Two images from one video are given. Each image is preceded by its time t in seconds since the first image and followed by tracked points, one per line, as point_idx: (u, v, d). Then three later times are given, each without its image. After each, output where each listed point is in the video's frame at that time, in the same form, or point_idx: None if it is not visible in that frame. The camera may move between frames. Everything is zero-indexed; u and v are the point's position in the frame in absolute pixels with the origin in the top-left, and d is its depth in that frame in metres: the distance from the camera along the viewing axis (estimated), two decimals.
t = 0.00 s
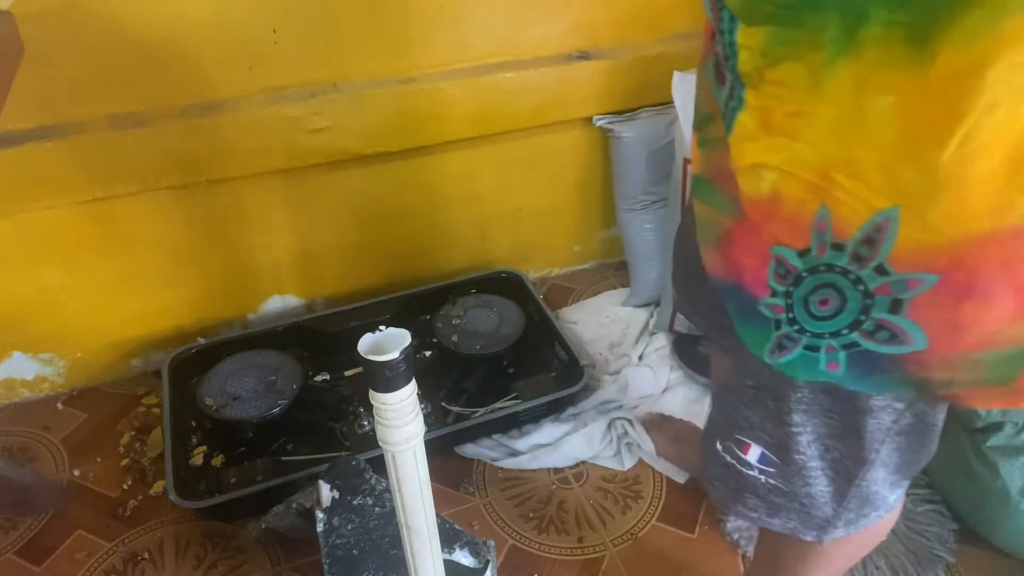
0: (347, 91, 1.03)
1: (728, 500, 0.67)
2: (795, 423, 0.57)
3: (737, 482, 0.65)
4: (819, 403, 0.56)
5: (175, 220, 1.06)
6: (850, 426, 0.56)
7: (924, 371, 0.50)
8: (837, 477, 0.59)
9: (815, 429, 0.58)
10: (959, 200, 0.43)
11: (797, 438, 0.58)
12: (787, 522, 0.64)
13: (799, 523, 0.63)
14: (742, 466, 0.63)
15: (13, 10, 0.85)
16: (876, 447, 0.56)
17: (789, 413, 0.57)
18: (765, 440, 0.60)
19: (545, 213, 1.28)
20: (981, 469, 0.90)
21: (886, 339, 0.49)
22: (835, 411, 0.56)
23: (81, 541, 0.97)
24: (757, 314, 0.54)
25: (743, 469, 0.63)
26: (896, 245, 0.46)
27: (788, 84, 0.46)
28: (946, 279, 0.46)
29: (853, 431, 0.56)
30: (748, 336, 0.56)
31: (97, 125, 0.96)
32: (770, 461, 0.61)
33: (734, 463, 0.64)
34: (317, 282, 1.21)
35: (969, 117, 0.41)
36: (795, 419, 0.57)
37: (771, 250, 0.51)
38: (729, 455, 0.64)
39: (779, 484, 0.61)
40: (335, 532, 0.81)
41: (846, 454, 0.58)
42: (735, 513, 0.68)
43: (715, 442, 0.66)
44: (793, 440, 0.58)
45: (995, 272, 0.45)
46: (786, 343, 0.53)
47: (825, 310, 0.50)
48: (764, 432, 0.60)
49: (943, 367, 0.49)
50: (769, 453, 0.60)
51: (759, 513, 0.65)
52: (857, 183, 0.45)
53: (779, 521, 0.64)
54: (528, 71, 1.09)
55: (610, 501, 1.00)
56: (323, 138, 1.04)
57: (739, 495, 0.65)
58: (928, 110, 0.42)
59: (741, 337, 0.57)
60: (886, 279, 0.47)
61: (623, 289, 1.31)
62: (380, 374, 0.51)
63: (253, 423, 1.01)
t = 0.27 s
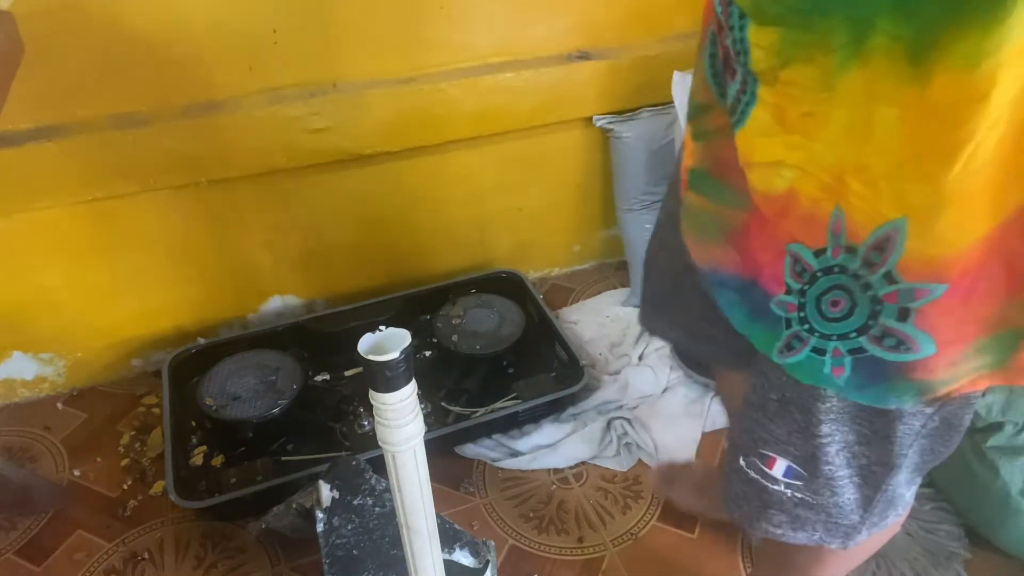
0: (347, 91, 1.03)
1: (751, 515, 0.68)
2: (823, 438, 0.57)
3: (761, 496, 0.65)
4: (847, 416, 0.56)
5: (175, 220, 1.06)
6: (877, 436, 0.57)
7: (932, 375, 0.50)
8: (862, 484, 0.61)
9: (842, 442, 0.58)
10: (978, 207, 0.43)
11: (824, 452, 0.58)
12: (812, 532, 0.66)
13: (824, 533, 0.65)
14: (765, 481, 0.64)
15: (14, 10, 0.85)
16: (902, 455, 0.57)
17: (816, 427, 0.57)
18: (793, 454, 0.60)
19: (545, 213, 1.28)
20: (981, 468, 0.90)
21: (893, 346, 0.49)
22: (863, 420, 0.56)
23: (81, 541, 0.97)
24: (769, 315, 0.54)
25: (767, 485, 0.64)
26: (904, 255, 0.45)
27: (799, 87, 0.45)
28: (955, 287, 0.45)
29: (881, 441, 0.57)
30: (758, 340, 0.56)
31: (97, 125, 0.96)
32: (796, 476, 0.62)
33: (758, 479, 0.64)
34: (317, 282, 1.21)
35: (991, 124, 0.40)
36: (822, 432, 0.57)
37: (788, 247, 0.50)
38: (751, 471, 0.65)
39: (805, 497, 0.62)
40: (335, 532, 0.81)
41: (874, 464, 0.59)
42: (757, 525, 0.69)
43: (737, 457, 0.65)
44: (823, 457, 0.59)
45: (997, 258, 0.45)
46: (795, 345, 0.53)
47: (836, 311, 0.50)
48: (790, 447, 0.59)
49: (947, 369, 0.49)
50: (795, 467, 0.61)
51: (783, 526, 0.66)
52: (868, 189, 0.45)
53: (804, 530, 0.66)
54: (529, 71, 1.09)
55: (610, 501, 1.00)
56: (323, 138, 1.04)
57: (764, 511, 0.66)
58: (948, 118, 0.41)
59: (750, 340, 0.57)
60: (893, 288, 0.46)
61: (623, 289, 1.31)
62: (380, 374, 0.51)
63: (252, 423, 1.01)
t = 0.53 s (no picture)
0: (347, 91, 1.03)
1: (765, 526, 0.72)
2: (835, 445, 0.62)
3: (774, 506, 0.69)
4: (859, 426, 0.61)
5: (175, 220, 1.06)
6: (890, 444, 0.61)
7: (910, 392, 0.54)
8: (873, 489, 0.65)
9: (854, 450, 0.62)
10: (945, 240, 0.47)
11: (836, 462, 0.63)
12: (824, 539, 0.70)
13: (836, 539, 0.69)
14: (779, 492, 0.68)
15: (13, 10, 0.85)
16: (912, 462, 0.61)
17: (830, 434, 0.61)
18: (803, 463, 0.64)
19: (545, 213, 1.28)
20: (981, 469, 0.90)
21: (872, 361, 0.54)
22: (877, 430, 0.60)
23: (81, 541, 0.97)
24: (768, 321, 0.62)
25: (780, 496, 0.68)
26: (884, 271, 0.50)
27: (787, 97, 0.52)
28: (938, 298, 0.50)
29: (894, 449, 0.61)
30: (756, 343, 0.65)
31: (97, 125, 0.96)
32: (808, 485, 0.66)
33: (772, 491, 0.69)
34: (317, 281, 1.21)
35: (969, 152, 0.44)
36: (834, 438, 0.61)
37: (777, 259, 0.58)
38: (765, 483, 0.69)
39: (816, 504, 0.67)
40: (335, 532, 0.81)
41: (885, 470, 0.63)
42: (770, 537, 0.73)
43: (749, 468, 0.70)
44: (833, 465, 0.63)
45: (992, 274, 0.48)
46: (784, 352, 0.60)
47: (815, 326, 0.56)
48: (801, 457, 0.64)
49: (930, 385, 0.53)
50: (808, 476, 0.65)
51: (796, 534, 0.70)
52: (848, 207, 0.51)
53: (816, 538, 0.70)
54: (528, 71, 1.09)
55: (610, 501, 1.00)
56: (323, 138, 1.04)
57: (778, 521, 0.70)
58: (927, 143, 0.46)
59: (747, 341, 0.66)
60: (873, 301, 0.52)
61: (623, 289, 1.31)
62: (380, 374, 0.51)
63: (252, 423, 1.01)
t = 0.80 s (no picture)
0: (347, 91, 1.03)
1: (765, 515, 0.71)
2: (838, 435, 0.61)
3: (776, 498, 0.69)
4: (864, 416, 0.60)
5: (175, 220, 1.06)
6: (895, 439, 0.60)
7: (916, 392, 0.53)
8: (876, 486, 0.64)
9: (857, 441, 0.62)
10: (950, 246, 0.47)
11: (838, 453, 0.62)
12: (826, 534, 0.68)
13: (838, 536, 0.68)
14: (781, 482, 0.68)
15: (13, 10, 0.85)
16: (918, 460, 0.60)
17: (832, 424, 0.61)
18: (805, 453, 0.64)
19: (545, 213, 1.28)
20: (981, 468, 0.91)
21: (882, 358, 0.53)
22: (881, 422, 0.60)
23: (81, 541, 0.97)
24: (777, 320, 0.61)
25: (782, 486, 0.68)
26: (888, 276, 0.50)
27: (785, 112, 0.54)
28: (942, 301, 0.49)
29: (898, 444, 0.60)
30: (768, 336, 0.63)
31: (97, 125, 0.96)
32: (810, 475, 0.65)
33: (775, 480, 0.68)
34: (317, 282, 1.21)
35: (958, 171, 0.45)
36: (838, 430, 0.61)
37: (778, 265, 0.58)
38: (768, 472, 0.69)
39: (818, 497, 0.66)
40: (335, 532, 0.81)
41: (888, 466, 0.62)
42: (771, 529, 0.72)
43: (754, 457, 0.70)
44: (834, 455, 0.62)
45: (994, 293, 0.48)
46: (796, 350, 0.58)
47: (826, 326, 0.55)
48: (805, 447, 0.64)
49: (933, 387, 0.53)
50: (810, 466, 0.64)
51: (798, 528, 0.69)
52: (847, 218, 0.51)
53: (818, 533, 0.68)
54: (528, 70, 1.09)
55: (610, 501, 1.00)
56: (323, 137, 1.04)
57: (779, 512, 0.69)
58: (920, 162, 0.46)
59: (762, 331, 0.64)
60: (878, 303, 0.51)
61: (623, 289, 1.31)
62: (380, 374, 0.51)
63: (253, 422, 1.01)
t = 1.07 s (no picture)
0: (347, 91, 1.03)
1: (774, 518, 0.71)
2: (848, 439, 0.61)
3: (786, 500, 0.69)
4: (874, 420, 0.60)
5: (175, 220, 1.06)
6: (904, 441, 0.60)
7: (917, 394, 0.54)
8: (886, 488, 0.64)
9: (867, 444, 0.62)
10: (953, 250, 0.47)
11: (848, 456, 0.62)
12: (836, 537, 0.68)
13: (849, 539, 0.68)
14: (790, 484, 0.68)
15: (13, 10, 0.85)
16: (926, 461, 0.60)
17: (841, 427, 0.60)
18: (815, 456, 0.64)
19: (545, 213, 1.28)
20: (981, 469, 0.90)
21: (882, 364, 0.53)
22: (890, 425, 0.60)
23: (81, 541, 0.97)
24: (781, 321, 0.61)
25: (792, 488, 0.68)
26: (894, 282, 0.50)
27: (791, 116, 0.53)
28: (942, 314, 0.49)
29: (907, 446, 0.60)
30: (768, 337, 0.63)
31: (97, 125, 0.96)
32: (820, 478, 0.65)
33: (785, 482, 0.68)
34: (317, 282, 1.21)
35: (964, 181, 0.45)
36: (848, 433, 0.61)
37: (799, 260, 0.57)
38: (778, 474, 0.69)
39: (827, 500, 0.66)
40: (335, 532, 0.81)
41: (899, 468, 0.62)
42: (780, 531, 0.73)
43: (762, 459, 0.70)
44: (845, 458, 0.62)
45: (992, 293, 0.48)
46: (802, 349, 0.58)
47: (832, 327, 0.54)
48: (814, 449, 0.63)
49: (935, 390, 0.53)
50: (820, 470, 0.64)
51: (808, 531, 0.69)
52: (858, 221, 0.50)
53: (828, 536, 0.69)
54: (528, 71, 1.09)
55: (610, 501, 1.00)
56: (323, 137, 1.04)
57: (789, 515, 0.69)
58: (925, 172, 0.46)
59: (759, 335, 0.64)
60: (883, 310, 0.51)
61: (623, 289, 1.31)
62: (380, 374, 0.51)
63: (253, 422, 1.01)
